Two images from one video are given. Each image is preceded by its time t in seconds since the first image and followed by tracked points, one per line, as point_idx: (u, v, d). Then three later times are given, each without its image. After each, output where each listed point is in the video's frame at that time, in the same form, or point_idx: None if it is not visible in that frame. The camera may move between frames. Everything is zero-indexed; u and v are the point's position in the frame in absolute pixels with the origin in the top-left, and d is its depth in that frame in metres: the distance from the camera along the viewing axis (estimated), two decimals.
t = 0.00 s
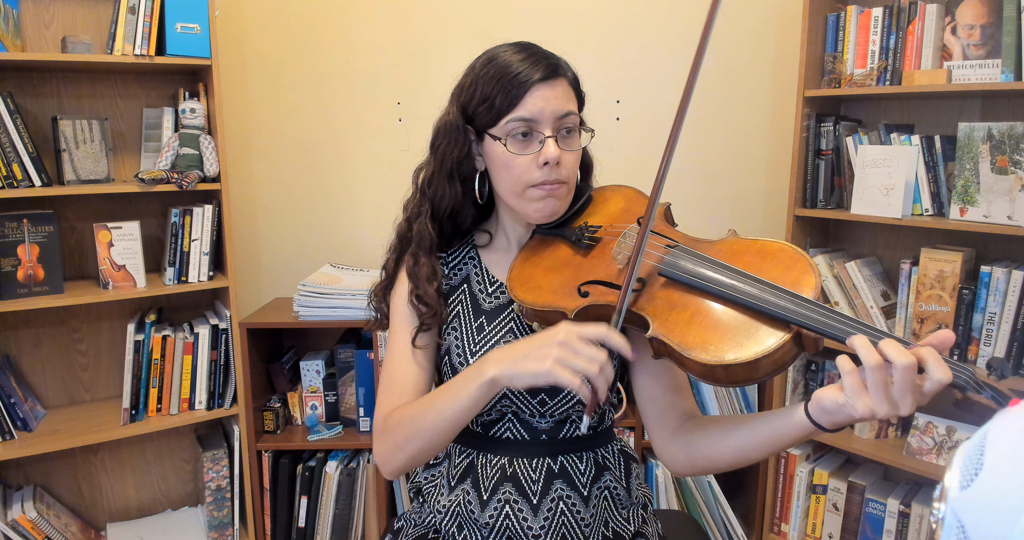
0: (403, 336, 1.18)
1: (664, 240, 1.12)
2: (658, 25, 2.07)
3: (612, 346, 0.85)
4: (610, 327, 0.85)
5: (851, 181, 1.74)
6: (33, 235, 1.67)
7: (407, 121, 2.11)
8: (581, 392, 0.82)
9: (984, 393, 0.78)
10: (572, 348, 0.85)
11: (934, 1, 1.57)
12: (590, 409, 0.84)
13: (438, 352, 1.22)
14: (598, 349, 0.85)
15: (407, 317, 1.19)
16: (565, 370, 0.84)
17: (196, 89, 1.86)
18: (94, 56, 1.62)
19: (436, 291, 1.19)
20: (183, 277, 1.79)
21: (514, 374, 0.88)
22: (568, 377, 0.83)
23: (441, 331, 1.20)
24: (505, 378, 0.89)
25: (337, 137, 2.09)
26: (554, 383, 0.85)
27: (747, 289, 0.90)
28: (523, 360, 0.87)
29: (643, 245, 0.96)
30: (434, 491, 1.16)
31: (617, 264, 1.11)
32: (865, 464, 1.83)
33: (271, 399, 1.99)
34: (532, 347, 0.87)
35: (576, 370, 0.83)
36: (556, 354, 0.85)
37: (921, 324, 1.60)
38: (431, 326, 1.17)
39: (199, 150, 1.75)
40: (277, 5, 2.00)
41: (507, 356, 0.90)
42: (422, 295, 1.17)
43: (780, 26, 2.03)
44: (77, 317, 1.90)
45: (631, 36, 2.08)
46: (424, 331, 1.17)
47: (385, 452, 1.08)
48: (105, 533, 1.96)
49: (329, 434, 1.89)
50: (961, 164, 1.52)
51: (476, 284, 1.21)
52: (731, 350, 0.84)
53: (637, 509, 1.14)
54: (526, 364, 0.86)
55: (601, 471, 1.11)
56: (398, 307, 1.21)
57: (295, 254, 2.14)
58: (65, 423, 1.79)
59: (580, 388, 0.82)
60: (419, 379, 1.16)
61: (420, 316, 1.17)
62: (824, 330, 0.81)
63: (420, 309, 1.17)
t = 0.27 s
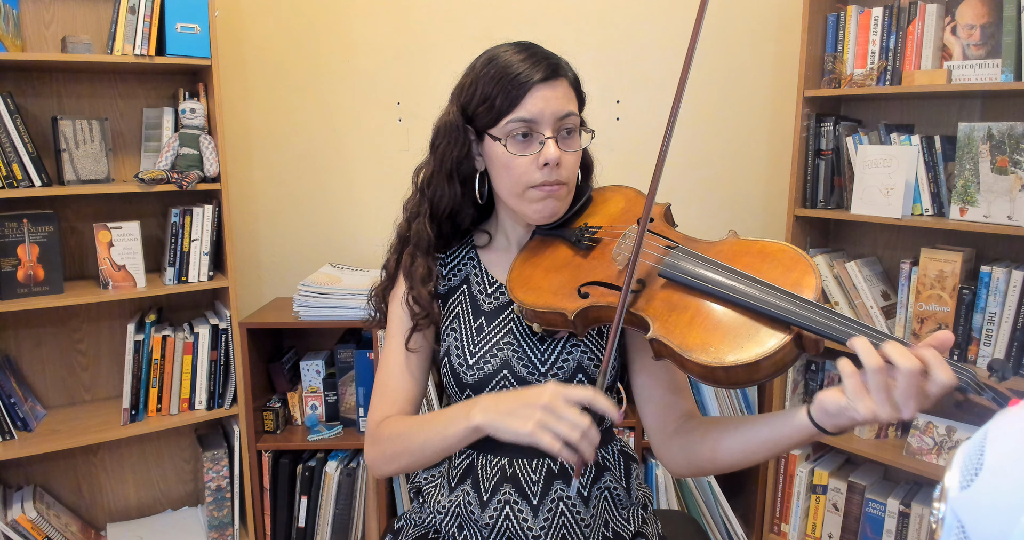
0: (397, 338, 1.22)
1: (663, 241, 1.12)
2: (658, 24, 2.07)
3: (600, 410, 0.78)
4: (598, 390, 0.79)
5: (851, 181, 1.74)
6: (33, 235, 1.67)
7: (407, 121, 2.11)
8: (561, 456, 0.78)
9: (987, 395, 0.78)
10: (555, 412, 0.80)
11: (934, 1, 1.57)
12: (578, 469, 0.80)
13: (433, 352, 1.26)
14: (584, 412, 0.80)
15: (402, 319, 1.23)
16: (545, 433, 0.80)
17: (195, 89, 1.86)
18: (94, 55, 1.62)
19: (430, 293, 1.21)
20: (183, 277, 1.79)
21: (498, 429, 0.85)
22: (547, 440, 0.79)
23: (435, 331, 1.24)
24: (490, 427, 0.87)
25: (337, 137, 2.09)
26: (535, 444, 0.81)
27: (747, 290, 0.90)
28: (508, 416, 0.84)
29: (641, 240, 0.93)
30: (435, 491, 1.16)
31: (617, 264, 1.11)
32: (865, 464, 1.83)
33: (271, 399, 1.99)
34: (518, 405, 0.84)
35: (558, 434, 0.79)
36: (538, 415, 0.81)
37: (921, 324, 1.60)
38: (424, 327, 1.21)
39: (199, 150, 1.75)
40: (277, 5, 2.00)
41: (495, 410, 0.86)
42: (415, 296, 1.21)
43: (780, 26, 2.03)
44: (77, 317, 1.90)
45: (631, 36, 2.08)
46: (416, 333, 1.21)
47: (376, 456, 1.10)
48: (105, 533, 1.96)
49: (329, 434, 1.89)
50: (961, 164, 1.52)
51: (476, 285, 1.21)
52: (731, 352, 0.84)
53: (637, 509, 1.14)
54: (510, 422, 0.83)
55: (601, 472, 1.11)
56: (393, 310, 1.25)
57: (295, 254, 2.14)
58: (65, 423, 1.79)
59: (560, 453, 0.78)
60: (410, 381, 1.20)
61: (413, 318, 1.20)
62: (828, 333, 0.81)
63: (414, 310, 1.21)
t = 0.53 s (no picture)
0: (395, 337, 1.23)
1: (663, 242, 1.12)
2: (658, 25, 2.07)
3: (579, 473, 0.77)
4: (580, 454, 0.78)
5: (851, 181, 1.74)
6: (33, 235, 1.67)
7: (407, 121, 2.11)
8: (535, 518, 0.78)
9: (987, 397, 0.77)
10: (534, 475, 0.79)
11: (935, 1, 1.57)
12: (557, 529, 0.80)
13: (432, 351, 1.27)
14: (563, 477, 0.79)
15: (399, 319, 1.23)
16: (522, 495, 0.79)
17: (195, 89, 1.86)
18: (94, 56, 1.62)
19: (429, 294, 1.21)
20: (183, 277, 1.79)
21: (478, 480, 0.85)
22: (524, 501, 0.78)
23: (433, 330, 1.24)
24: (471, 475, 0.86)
25: (337, 137, 2.09)
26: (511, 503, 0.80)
27: (748, 291, 0.90)
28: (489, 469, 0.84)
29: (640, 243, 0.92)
30: (435, 492, 1.16)
31: (617, 265, 1.11)
32: (865, 464, 1.83)
33: (271, 399, 1.99)
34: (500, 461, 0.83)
35: (534, 496, 0.78)
36: (517, 476, 0.80)
37: (921, 324, 1.60)
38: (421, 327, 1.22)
39: (199, 150, 1.75)
40: (277, 5, 2.00)
41: (479, 463, 0.86)
42: (414, 298, 1.21)
43: (781, 26, 2.03)
44: (77, 317, 1.90)
45: (631, 36, 2.08)
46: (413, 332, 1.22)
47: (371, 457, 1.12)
48: (105, 533, 1.96)
49: (329, 434, 1.89)
50: (961, 164, 1.52)
51: (476, 285, 1.21)
52: (731, 354, 0.84)
53: (637, 509, 1.14)
54: (488, 478, 0.82)
55: (601, 472, 1.11)
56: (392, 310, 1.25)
57: (295, 254, 2.14)
58: (65, 423, 1.79)
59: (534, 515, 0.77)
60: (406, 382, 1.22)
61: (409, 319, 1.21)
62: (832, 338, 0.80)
63: (413, 311, 1.21)
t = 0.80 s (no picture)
0: (394, 338, 1.24)
1: (665, 244, 1.12)
2: (658, 24, 2.07)
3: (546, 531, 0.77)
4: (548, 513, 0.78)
5: (851, 181, 1.74)
6: (33, 235, 1.67)
7: (407, 121, 2.11)
8: None
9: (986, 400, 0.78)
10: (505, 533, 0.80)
11: (934, 1, 1.57)
12: None
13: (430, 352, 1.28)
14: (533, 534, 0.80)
15: (398, 320, 1.24)
16: None
17: (195, 89, 1.86)
18: (94, 55, 1.62)
19: (429, 294, 1.22)
20: (183, 277, 1.79)
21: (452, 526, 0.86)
22: None
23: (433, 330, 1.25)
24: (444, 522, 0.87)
25: (336, 137, 2.09)
26: None
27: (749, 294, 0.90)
28: (463, 518, 0.85)
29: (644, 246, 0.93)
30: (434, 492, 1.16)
31: (618, 266, 1.11)
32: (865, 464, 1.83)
33: (271, 399, 1.99)
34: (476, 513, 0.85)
35: None
36: (489, 532, 0.81)
37: (921, 324, 1.60)
38: (421, 327, 1.22)
39: (199, 150, 1.75)
40: (277, 5, 2.00)
41: (455, 511, 0.87)
42: (414, 298, 1.21)
43: (781, 26, 2.03)
44: (77, 317, 1.90)
45: (631, 36, 2.08)
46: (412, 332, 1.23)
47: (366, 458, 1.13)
48: (105, 533, 1.96)
49: (329, 434, 1.89)
50: (961, 164, 1.52)
51: (476, 286, 1.21)
52: (732, 357, 0.84)
53: (638, 509, 1.13)
54: (464, 530, 0.84)
55: (602, 472, 1.12)
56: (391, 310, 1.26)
57: (295, 254, 2.14)
58: (65, 423, 1.79)
59: None
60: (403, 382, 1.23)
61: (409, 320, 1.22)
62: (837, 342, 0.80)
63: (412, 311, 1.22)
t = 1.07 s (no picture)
0: (394, 338, 1.24)
1: (668, 245, 1.12)
2: (658, 24, 2.07)
3: None
4: None
5: (851, 181, 1.74)
6: (33, 235, 1.67)
7: (407, 121, 2.11)
8: None
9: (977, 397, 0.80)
10: None
11: (934, 1, 1.57)
12: None
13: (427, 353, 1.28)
14: None
15: (399, 320, 1.24)
16: None
17: (195, 89, 1.86)
18: (94, 56, 1.62)
19: (431, 294, 1.21)
20: (183, 277, 1.79)
21: None
22: None
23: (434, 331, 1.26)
24: None
25: (336, 137, 2.09)
26: None
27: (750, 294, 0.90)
28: None
29: (645, 255, 0.95)
30: (435, 491, 1.17)
31: (620, 266, 1.11)
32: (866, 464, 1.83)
33: (271, 399, 1.99)
34: None
35: None
36: None
37: (921, 324, 1.60)
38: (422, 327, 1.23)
39: (199, 150, 1.75)
40: (277, 5, 2.00)
41: None
42: (416, 297, 1.21)
43: (781, 26, 2.03)
44: (77, 317, 1.90)
45: (631, 36, 2.08)
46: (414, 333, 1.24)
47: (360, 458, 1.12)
48: (105, 533, 1.96)
49: (329, 434, 1.89)
50: (961, 164, 1.52)
51: (478, 285, 1.21)
52: (733, 358, 0.84)
53: (638, 509, 1.13)
54: None
55: (603, 472, 1.12)
56: (390, 309, 1.26)
57: (295, 254, 2.14)
58: (65, 424, 1.79)
59: None
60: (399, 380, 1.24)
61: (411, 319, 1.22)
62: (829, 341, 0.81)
63: (414, 311, 1.22)
